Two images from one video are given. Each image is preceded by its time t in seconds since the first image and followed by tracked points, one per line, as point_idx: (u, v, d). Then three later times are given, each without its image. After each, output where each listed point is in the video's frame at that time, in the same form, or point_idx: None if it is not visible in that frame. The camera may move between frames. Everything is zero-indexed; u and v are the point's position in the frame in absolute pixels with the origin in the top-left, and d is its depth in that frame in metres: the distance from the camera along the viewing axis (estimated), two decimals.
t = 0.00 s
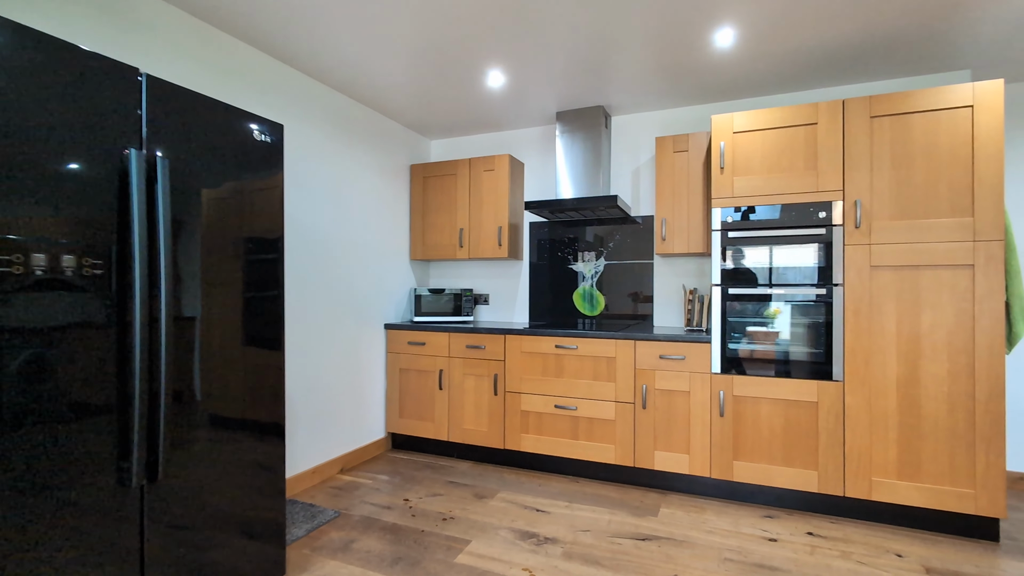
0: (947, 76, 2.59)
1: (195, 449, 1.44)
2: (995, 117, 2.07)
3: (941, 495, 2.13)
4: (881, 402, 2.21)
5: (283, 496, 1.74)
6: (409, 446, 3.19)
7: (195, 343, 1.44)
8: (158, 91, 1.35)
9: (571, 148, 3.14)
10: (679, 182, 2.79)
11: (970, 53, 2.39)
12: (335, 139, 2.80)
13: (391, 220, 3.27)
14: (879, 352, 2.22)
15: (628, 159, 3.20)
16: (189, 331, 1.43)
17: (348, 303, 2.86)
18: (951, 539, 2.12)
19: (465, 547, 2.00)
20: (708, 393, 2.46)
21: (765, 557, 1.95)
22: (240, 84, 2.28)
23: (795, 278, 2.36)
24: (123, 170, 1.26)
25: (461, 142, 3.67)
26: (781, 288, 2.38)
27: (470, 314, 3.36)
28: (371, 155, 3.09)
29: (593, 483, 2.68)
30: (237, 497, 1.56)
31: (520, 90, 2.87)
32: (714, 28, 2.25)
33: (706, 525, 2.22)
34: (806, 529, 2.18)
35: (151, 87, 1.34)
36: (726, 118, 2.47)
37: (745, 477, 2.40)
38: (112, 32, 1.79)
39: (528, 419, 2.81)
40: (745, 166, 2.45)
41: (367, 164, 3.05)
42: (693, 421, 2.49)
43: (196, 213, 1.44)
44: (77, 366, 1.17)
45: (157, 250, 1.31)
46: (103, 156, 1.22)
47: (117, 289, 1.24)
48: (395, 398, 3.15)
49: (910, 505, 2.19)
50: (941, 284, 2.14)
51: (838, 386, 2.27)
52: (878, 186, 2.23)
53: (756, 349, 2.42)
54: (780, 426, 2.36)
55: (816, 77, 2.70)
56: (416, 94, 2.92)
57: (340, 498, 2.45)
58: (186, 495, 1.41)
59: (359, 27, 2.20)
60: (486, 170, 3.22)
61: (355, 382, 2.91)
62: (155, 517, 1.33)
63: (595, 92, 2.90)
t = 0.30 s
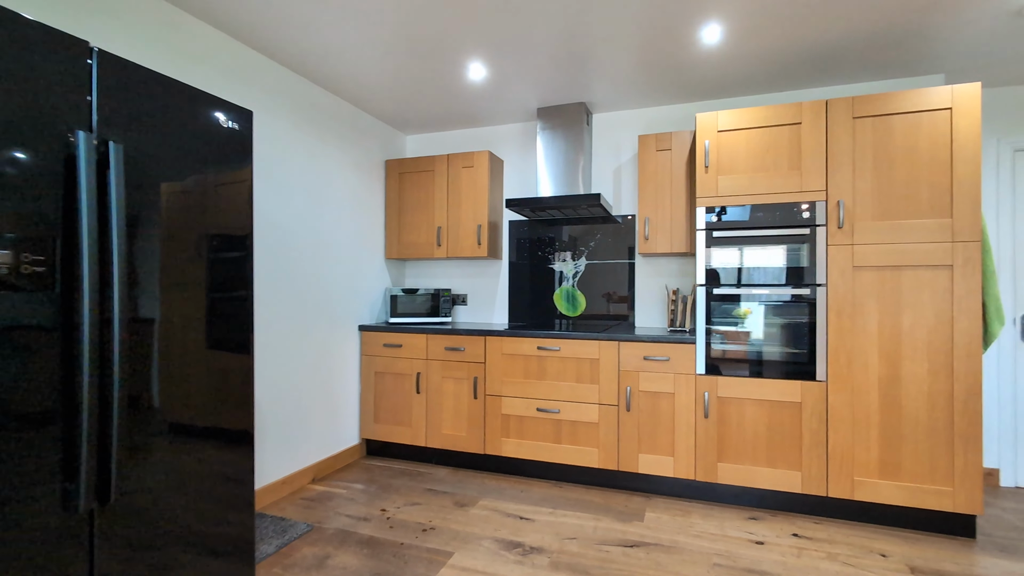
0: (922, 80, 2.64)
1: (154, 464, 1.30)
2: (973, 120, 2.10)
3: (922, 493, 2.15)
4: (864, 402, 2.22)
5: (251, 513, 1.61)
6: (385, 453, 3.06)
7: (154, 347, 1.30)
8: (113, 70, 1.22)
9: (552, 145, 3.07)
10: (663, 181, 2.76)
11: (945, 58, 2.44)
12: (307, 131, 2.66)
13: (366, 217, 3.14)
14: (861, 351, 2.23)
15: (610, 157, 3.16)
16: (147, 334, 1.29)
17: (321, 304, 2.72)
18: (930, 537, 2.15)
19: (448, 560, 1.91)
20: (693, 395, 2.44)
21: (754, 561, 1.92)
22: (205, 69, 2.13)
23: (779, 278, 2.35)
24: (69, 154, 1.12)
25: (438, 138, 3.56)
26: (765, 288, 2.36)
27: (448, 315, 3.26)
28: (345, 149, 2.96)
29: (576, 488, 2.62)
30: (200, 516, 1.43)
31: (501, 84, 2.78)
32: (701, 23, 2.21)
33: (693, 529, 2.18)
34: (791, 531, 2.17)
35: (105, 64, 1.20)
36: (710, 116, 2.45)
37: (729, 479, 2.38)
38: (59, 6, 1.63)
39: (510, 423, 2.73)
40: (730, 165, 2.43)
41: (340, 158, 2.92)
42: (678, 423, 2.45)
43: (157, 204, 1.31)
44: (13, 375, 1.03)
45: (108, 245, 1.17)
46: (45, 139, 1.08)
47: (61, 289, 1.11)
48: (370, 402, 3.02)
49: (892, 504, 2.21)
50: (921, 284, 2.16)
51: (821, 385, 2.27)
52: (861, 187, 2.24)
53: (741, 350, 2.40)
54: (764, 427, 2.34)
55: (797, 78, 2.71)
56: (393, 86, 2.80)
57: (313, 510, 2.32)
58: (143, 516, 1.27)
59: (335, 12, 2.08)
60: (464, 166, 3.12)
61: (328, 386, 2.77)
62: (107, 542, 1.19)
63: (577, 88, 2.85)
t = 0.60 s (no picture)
0: (899, 85, 2.68)
1: (112, 487, 1.16)
2: (952, 124, 2.13)
3: (904, 493, 2.17)
4: (848, 404, 2.23)
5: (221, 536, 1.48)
6: (361, 461, 2.93)
7: (110, 356, 1.17)
8: (64, 46, 1.08)
9: (535, 143, 3.01)
10: (648, 181, 2.72)
11: (922, 63, 2.49)
12: (280, 123, 2.52)
13: (341, 215, 3.00)
14: (846, 353, 2.24)
15: (593, 156, 3.11)
16: (103, 340, 1.16)
17: (294, 307, 2.58)
18: (912, 536, 2.18)
19: None
20: (680, 398, 2.41)
21: (746, 567, 1.89)
22: (169, 53, 1.97)
23: (765, 279, 2.35)
24: (11, 140, 0.98)
25: (416, 134, 3.45)
26: (753, 290, 2.35)
27: (428, 317, 3.16)
28: (318, 144, 2.81)
29: (562, 495, 2.55)
30: (166, 542, 1.30)
31: (484, 79, 2.69)
32: (691, 21, 2.18)
33: (682, 535, 2.15)
34: (780, 534, 2.16)
35: (54, 39, 1.06)
36: (698, 116, 2.42)
37: (717, 483, 2.36)
38: None
39: (493, 428, 2.65)
40: (717, 166, 2.40)
41: (314, 152, 2.77)
42: (665, 427, 2.42)
43: (114, 197, 1.17)
44: None
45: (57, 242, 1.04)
46: None
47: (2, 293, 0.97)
48: (346, 409, 2.89)
49: (875, 505, 2.23)
50: (904, 286, 2.18)
51: (807, 387, 2.28)
52: (845, 189, 2.25)
53: (729, 352, 2.38)
54: (751, 430, 2.33)
55: (780, 80, 2.72)
56: (371, 79, 2.68)
57: (286, 525, 2.18)
58: (100, 545, 1.14)
59: None
60: (445, 163, 3.02)
61: (301, 393, 2.63)
62: None
63: (560, 85, 2.79)
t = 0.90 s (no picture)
0: (874, 88, 2.73)
1: (62, 510, 1.04)
2: (931, 127, 2.17)
3: (885, 491, 2.20)
4: (830, 403, 2.25)
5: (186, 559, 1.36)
6: (334, 469, 2.81)
7: (59, 364, 1.05)
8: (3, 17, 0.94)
9: (516, 140, 2.94)
10: (631, 180, 2.69)
11: (898, 68, 2.53)
12: (249, 114, 2.37)
13: (314, 212, 2.87)
14: (829, 353, 2.25)
15: (575, 154, 3.06)
16: (51, 346, 1.04)
17: (265, 309, 2.45)
18: (891, 534, 2.21)
19: None
20: (665, 399, 2.38)
21: (736, 571, 1.87)
22: (127, 34, 1.81)
23: (750, 279, 2.35)
24: None
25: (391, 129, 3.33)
26: (738, 291, 2.34)
27: (405, 318, 3.05)
28: (290, 137, 2.67)
29: (546, 500, 2.49)
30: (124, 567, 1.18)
31: (465, 72, 2.60)
32: (678, 18, 2.14)
33: (670, 539, 2.11)
34: (765, 535, 2.15)
35: None
36: (683, 114, 2.40)
37: (702, 485, 2.34)
38: None
39: (474, 433, 2.56)
40: (702, 165, 2.39)
41: (285, 146, 2.63)
42: (650, 429, 2.39)
43: (63, 188, 1.05)
44: None
45: None
46: None
47: None
48: (319, 415, 2.76)
49: (857, 503, 2.25)
50: (884, 287, 2.21)
51: (791, 387, 2.28)
52: (827, 191, 2.26)
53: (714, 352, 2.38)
54: (736, 430, 2.32)
55: (760, 80, 2.73)
56: (346, 70, 2.56)
57: (256, 541, 2.05)
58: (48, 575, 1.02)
59: None
60: (423, 159, 2.92)
61: (272, 399, 2.50)
62: None
63: (542, 81, 2.72)
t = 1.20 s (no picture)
0: (848, 93, 2.78)
1: None
2: (906, 131, 2.21)
3: (863, 489, 2.23)
4: (811, 403, 2.27)
5: None
6: (305, 479, 2.67)
7: None
8: None
9: (496, 137, 2.87)
10: (613, 179, 2.66)
11: (872, 73, 2.58)
12: (215, 103, 2.23)
13: (283, 209, 2.73)
14: (809, 353, 2.28)
15: (555, 152, 3.01)
16: None
17: (232, 310, 2.31)
18: (869, 531, 2.25)
19: None
20: (649, 401, 2.35)
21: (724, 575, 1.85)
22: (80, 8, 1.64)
23: (733, 280, 2.35)
24: None
25: (365, 123, 3.21)
26: (723, 292, 2.34)
27: (380, 320, 2.94)
28: (258, 128, 2.52)
29: (528, 506, 2.43)
30: None
31: (446, 64, 2.51)
32: (665, 15, 2.11)
33: (656, 543, 2.08)
34: (750, 536, 2.15)
35: None
36: (666, 113, 2.38)
37: (686, 487, 2.32)
38: None
39: (454, 439, 2.48)
40: (686, 165, 2.37)
41: (253, 137, 2.48)
42: (635, 431, 2.35)
43: None
44: None
45: None
46: None
47: None
48: (289, 422, 2.61)
49: (836, 501, 2.27)
50: (862, 288, 2.24)
51: (773, 388, 2.29)
52: (808, 192, 2.28)
53: (697, 353, 2.37)
54: (719, 431, 2.31)
55: (739, 82, 2.75)
56: (319, 59, 2.43)
57: (222, 560, 1.91)
58: None
59: None
60: (399, 155, 2.81)
61: (240, 407, 2.36)
62: None
63: (523, 77, 2.66)
